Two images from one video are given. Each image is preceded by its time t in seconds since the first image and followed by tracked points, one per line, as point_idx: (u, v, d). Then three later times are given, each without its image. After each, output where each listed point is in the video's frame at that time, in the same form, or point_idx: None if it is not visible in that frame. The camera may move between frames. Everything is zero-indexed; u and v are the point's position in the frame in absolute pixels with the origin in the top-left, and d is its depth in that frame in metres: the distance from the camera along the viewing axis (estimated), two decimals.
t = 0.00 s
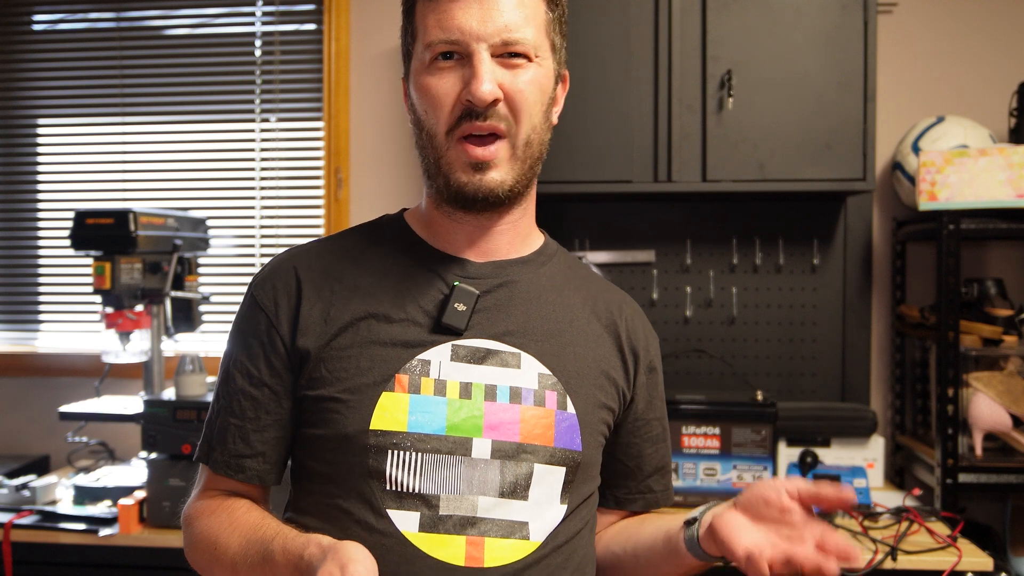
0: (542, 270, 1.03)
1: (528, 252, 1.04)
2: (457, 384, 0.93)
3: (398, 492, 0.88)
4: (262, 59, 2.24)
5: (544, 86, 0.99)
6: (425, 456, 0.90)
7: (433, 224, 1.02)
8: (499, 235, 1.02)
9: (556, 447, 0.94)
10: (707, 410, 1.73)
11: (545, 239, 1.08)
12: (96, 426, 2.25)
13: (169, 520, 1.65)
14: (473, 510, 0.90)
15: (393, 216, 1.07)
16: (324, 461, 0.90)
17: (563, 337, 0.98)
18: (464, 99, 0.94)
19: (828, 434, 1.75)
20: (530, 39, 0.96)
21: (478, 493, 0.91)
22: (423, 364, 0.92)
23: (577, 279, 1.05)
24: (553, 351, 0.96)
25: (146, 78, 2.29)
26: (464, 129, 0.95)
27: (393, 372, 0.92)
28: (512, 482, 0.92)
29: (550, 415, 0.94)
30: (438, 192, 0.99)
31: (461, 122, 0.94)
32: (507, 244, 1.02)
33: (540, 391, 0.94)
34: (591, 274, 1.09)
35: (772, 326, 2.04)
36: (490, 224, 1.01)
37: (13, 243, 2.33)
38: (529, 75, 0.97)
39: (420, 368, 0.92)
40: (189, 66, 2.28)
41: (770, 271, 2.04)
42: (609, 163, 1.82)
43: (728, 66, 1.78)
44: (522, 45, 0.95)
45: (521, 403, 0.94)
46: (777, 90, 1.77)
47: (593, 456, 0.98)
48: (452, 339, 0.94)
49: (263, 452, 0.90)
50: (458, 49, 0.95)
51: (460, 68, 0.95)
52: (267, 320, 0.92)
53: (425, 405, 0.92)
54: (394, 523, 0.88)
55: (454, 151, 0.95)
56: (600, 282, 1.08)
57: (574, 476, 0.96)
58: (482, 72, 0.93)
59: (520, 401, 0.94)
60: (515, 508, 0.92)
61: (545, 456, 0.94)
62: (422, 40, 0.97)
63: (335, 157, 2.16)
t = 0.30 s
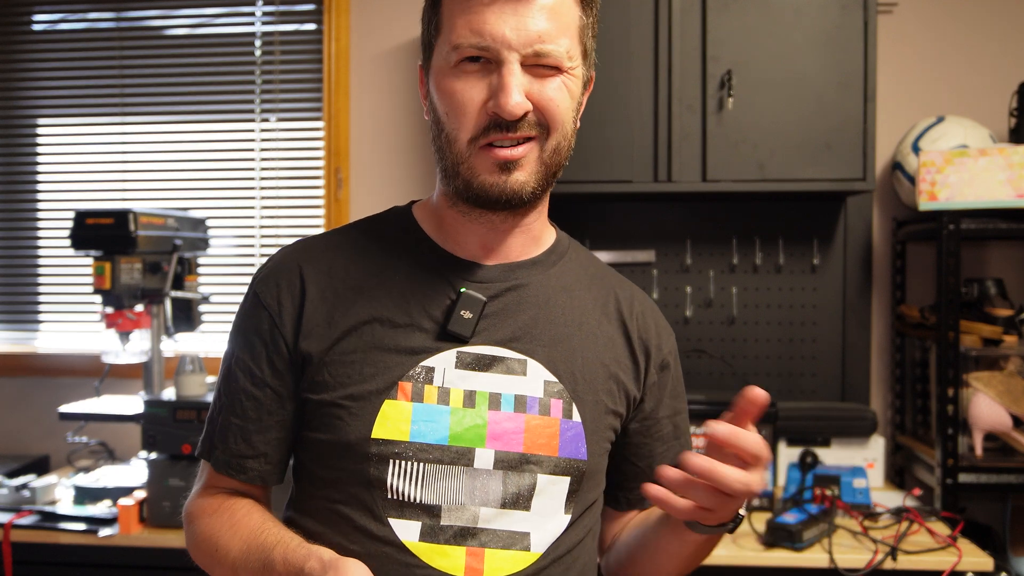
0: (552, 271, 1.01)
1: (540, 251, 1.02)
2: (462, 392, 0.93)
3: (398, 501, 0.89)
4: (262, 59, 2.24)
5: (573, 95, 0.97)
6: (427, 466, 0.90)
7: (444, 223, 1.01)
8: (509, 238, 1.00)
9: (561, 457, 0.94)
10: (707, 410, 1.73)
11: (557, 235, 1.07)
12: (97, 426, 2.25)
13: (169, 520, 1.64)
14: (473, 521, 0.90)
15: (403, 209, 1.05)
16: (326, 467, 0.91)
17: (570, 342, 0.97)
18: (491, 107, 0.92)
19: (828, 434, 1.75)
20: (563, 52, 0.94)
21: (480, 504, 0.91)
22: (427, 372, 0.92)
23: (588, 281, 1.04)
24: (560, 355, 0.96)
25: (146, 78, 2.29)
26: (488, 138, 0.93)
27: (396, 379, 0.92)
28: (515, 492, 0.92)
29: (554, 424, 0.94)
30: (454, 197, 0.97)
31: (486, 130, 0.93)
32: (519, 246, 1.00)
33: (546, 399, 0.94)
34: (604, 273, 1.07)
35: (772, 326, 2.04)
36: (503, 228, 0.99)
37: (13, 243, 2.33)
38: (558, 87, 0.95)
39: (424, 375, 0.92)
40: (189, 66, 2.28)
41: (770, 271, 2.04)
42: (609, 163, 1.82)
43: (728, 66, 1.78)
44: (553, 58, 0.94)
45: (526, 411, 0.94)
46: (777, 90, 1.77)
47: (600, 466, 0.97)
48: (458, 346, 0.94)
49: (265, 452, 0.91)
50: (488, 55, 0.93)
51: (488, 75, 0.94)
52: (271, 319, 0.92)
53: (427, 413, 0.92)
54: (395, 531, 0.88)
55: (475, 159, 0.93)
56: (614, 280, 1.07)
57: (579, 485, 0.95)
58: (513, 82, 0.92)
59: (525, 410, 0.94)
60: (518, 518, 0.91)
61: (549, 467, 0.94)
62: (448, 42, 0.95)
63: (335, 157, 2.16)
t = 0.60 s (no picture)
0: (541, 269, 1.01)
1: (525, 251, 1.01)
2: (450, 395, 0.93)
3: (391, 504, 0.89)
4: (262, 59, 2.24)
5: (579, 115, 0.98)
6: (417, 468, 0.90)
7: (434, 230, 1.00)
8: (497, 243, 0.99)
9: (553, 454, 0.93)
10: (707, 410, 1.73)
11: (545, 233, 1.06)
12: (97, 427, 2.25)
13: (169, 520, 1.64)
14: (466, 519, 0.90)
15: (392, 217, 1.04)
16: (323, 473, 0.91)
17: (560, 339, 0.97)
18: (510, 119, 0.91)
19: (828, 434, 1.76)
20: (579, 72, 0.95)
21: (472, 503, 0.91)
22: (414, 376, 0.92)
23: (579, 278, 1.03)
24: (550, 352, 0.95)
25: (146, 78, 2.29)
26: (502, 151, 0.92)
27: (384, 384, 0.92)
28: (508, 491, 0.91)
29: (545, 422, 0.93)
30: (452, 205, 0.96)
31: (501, 142, 0.91)
32: (509, 251, 1.00)
33: (535, 398, 0.94)
34: (597, 269, 1.06)
35: (772, 326, 2.04)
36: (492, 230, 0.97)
37: (13, 243, 2.33)
38: (571, 106, 0.96)
39: (411, 380, 0.92)
40: (189, 66, 2.28)
41: (770, 271, 2.04)
42: (609, 163, 1.82)
43: (728, 66, 1.78)
44: (571, 75, 0.94)
45: (516, 411, 0.94)
46: (777, 90, 1.77)
47: (596, 465, 0.95)
48: (443, 350, 0.94)
49: (265, 463, 0.91)
50: (510, 65, 0.92)
51: (507, 84, 0.92)
52: (263, 330, 0.92)
53: (417, 417, 0.92)
54: (389, 534, 0.88)
55: (487, 171, 0.92)
56: (607, 275, 1.06)
57: (575, 482, 0.93)
58: (535, 94, 0.91)
59: (514, 409, 0.94)
60: (511, 517, 0.91)
61: (544, 465, 0.93)
62: (470, 46, 0.92)
63: (335, 157, 2.16)
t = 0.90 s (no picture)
0: (536, 271, 1.01)
1: (522, 253, 1.01)
2: (448, 395, 0.93)
3: (390, 504, 0.89)
4: (262, 59, 2.24)
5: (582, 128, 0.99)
6: (415, 468, 0.90)
7: (431, 235, 1.00)
8: (495, 246, 0.99)
9: (551, 453, 0.93)
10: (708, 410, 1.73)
11: (539, 237, 1.06)
12: (97, 427, 2.25)
13: (170, 520, 1.64)
14: (464, 518, 0.90)
15: (387, 223, 1.04)
16: (323, 476, 0.91)
17: (556, 340, 0.97)
18: (520, 130, 0.91)
19: (828, 434, 1.76)
20: (586, 86, 0.96)
21: (470, 502, 0.91)
22: (411, 378, 0.92)
23: (572, 278, 1.03)
24: (546, 352, 0.96)
25: (146, 78, 2.29)
26: (510, 162, 0.91)
27: (381, 387, 0.92)
28: (508, 491, 0.91)
29: (542, 421, 0.93)
30: (455, 213, 0.96)
31: (509, 152, 0.91)
32: (507, 255, 1.00)
33: (532, 397, 0.94)
34: (590, 268, 1.07)
35: (772, 327, 2.04)
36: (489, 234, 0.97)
37: (13, 243, 2.33)
38: (578, 119, 0.97)
39: (409, 381, 0.92)
40: (189, 66, 2.27)
41: (770, 271, 2.04)
42: (609, 163, 1.82)
43: (728, 66, 1.78)
44: (579, 89, 0.95)
45: (513, 411, 0.93)
46: (777, 90, 1.77)
47: (592, 464, 0.95)
48: (440, 351, 0.94)
49: (265, 468, 0.91)
50: (522, 77, 0.91)
51: (518, 96, 0.92)
52: (260, 335, 0.93)
53: (415, 418, 0.92)
54: (389, 534, 0.89)
55: (495, 180, 0.92)
56: (601, 277, 1.06)
57: (572, 481, 0.93)
58: (546, 107, 0.91)
59: (512, 409, 0.93)
60: (510, 516, 0.91)
61: (542, 464, 0.93)
62: (482, 56, 0.91)
63: (335, 157, 2.16)
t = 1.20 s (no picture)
0: (531, 269, 1.02)
1: (519, 250, 1.02)
2: (448, 390, 0.93)
3: (392, 496, 0.89)
4: (262, 59, 2.24)
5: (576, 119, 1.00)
6: (417, 461, 0.90)
7: (428, 230, 1.00)
8: (491, 243, 0.99)
9: (548, 447, 0.94)
10: (707, 410, 1.73)
11: (532, 236, 1.07)
12: (97, 427, 2.25)
13: (169, 520, 1.64)
14: (466, 510, 0.90)
15: (381, 221, 1.03)
16: (324, 470, 0.91)
17: (553, 337, 0.97)
18: (516, 116, 0.91)
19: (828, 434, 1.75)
20: (578, 75, 0.97)
21: (471, 494, 0.91)
22: (412, 372, 0.92)
23: (565, 275, 1.04)
24: (544, 349, 0.96)
25: (146, 78, 2.29)
26: (507, 147, 0.92)
27: (382, 381, 0.91)
28: (507, 483, 0.92)
29: (539, 415, 0.94)
30: (452, 201, 0.95)
31: (506, 138, 0.92)
32: (504, 252, 1.01)
33: (529, 392, 0.94)
34: (583, 268, 1.07)
35: (772, 326, 2.04)
36: (485, 231, 0.98)
37: (13, 242, 2.33)
38: (572, 108, 0.97)
39: (410, 376, 0.92)
40: (189, 66, 2.28)
41: (770, 271, 2.04)
42: (609, 163, 1.82)
43: (728, 66, 1.78)
44: (571, 79, 0.96)
45: (511, 405, 0.94)
46: (777, 90, 1.77)
47: (585, 457, 0.96)
48: (439, 346, 0.94)
49: (263, 463, 0.91)
50: (517, 66, 0.92)
51: (513, 85, 0.92)
52: (257, 331, 0.92)
53: (416, 412, 0.92)
54: (390, 526, 0.88)
55: (492, 166, 0.91)
56: (593, 278, 1.06)
57: (568, 473, 0.95)
58: (541, 93, 0.92)
59: (509, 403, 0.94)
60: (509, 507, 0.91)
61: (539, 457, 0.93)
62: (478, 47, 0.92)
63: (335, 157, 2.16)
